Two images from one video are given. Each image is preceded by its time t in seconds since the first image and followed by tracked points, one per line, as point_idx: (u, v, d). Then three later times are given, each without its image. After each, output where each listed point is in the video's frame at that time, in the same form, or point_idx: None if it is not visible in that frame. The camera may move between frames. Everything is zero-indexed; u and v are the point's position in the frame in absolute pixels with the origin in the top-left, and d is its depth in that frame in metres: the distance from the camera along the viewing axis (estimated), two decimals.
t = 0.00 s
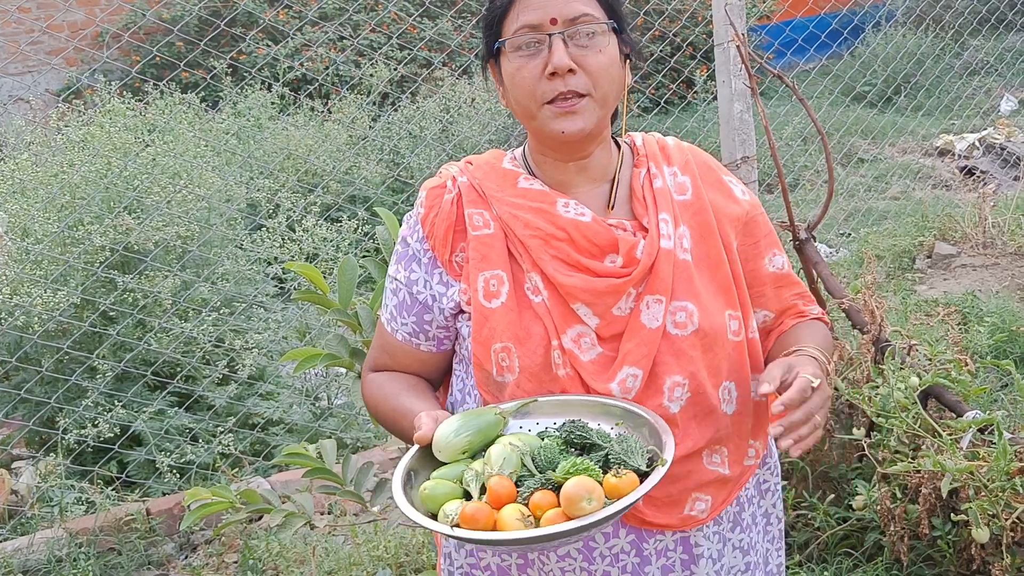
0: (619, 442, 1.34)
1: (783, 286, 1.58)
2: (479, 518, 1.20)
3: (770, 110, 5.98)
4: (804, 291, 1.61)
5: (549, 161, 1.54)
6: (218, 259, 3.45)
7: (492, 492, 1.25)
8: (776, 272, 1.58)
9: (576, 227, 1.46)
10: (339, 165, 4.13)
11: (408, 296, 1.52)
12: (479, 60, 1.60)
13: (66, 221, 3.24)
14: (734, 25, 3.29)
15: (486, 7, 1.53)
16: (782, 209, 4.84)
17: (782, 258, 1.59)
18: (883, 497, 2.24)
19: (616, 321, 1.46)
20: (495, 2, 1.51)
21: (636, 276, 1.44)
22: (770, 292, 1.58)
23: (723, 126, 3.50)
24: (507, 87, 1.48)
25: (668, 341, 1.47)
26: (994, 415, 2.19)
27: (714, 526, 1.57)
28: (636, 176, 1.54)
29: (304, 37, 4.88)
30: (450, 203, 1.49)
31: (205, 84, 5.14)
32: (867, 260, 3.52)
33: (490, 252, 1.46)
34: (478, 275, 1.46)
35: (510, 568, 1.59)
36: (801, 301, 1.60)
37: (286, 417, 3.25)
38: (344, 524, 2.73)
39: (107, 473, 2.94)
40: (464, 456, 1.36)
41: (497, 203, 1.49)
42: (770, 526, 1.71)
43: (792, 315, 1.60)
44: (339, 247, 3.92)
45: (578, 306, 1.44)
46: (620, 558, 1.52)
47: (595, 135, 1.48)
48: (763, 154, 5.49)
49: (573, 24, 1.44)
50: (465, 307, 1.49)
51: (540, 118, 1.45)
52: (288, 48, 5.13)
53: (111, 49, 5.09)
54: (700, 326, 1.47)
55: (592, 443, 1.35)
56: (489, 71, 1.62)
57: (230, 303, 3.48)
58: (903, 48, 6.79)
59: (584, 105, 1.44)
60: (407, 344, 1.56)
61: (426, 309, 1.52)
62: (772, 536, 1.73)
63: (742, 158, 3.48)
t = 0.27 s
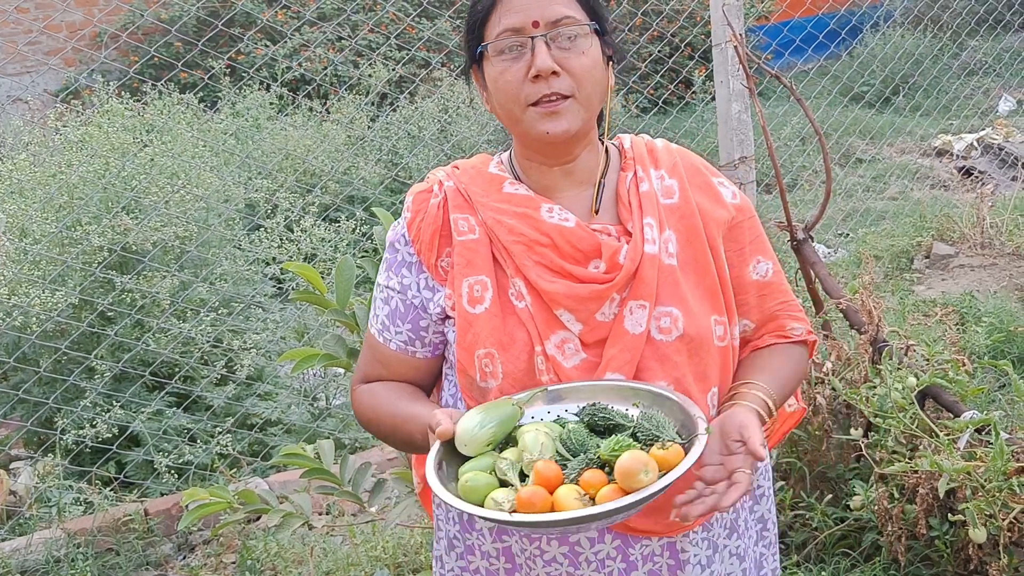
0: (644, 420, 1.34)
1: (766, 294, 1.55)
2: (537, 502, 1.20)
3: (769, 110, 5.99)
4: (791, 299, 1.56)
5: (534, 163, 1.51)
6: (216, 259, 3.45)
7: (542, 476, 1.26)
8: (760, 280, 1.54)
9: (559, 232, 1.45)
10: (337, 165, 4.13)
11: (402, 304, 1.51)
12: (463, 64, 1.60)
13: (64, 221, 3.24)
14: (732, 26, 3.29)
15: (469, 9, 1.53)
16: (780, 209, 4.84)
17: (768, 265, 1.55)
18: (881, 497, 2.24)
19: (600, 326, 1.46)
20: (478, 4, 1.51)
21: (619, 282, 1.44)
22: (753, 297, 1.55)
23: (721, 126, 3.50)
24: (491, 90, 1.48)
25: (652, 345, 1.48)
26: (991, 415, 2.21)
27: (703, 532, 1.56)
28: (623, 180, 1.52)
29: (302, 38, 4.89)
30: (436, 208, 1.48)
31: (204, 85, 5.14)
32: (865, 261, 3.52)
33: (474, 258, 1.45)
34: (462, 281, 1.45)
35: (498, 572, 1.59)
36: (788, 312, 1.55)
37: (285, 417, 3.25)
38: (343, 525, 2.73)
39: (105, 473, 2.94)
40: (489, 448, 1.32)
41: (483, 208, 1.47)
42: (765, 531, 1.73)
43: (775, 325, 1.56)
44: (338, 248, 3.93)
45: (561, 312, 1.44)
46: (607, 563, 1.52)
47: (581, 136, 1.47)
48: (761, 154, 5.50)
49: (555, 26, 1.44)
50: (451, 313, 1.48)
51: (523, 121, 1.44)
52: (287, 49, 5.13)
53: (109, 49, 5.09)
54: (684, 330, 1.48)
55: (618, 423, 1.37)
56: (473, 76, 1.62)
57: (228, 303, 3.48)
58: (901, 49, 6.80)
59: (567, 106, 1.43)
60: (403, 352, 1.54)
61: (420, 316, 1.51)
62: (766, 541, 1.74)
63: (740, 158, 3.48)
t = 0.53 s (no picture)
0: (653, 415, 1.41)
1: (758, 297, 1.60)
2: (592, 491, 1.26)
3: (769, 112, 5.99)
4: (782, 305, 1.62)
5: (527, 168, 1.54)
6: (217, 260, 3.45)
7: (583, 469, 1.31)
8: (755, 283, 1.59)
9: (551, 237, 1.47)
10: (338, 166, 4.13)
11: (397, 310, 1.51)
12: (455, 65, 1.61)
13: (66, 222, 3.24)
14: (733, 27, 3.30)
15: (462, 10, 1.54)
16: (780, 210, 4.85)
17: (762, 268, 1.59)
18: (882, 498, 2.25)
19: (592, 332, 1.48)
20: (472, 5, 1.52)
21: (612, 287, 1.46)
22: (747, 301, 1.60)
23: (721, 127, 3.51)
24: (484, 92, 1.49)
25: (645, 350, 1.51)
26: (992, 416, 2.22)
27: (695, 537, 1.57)
28: (616, 183, 1.55)
29: (303, 39, 4.89)
30: (429, 212, 1.49)
31: (204, 86, 5.14)
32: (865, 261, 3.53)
33: (466, 263, 1.47)
34: (455, 286, 1.46)
35: None
36: (777, 315, 1.61)
37: (286, 418, 3.25)
38: (344, 525, 2.73)
39: (106, 474, 2.95)
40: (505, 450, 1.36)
41: (475, 213, 1.49)
42: (757, 533, 1.73)
43: (763, 328, 1.62)
44: (339, 248, 3.93)
45: (553, 317, 1.46)
46: (598, 568, 1.54)
47: (574, 140, 1.49)
48: (762, 155, 5.50)
49: (549, 29, 1.46)
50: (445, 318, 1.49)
51: (516, 123, 1.45)
52: (287, 50, 5.13)
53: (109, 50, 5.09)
54: (677, 335, 1.50)
55: (623, 422, 1.43)
56: (465, 78, 1.64)
57: (229, 304, 3.48)
58: (901, 50, 6.80)
59: (562, 109, 1.44)
60: (398, 358, 1.55)
61: (415, 321, 1.52)
62: (760, 543, 1.74)
63: (740, 159, 3.49)
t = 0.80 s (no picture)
0: (638, 421, 1.44)
1: (755, 294, 1.65)
2: (609, 505, 1.27)
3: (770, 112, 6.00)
4: (775, 303, 1.66)
5: (519, 171, 1.56)
6: (220, 260, 3.46)
7: (592, 482, 1.32)
8: (752, 280, 1.64)
9: (546, 240, 1.48)
10: (340, 167, 4.14)
11: (388, 315, 1.53)
12: (444, 69, 1.63)
13: (69, 222, 3.24)
14: (735, 27, 3.30)
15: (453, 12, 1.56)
16: (781, 211, 4.85)
17: (757, 267, 1.64)
18: (886, 497, 2.25)
19: (587, 336, 1.50)
20: (464, 7, 1.54)
21: (608, 290, 1.47)
22: (743, 298, 1.64)
23: (723, 128, 3.51)
24: (476, 95, 1.51)
25: (640, 354, 1.53)
26: (995, 415, 2.22)
27: (693, 536, 1.59)
28: (610, 187, 1.57)
29: (305, 39, 4.89)
30: (421, 218, 1.51)
31: (206, 86, 5.14)
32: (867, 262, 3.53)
33: (461, 268, 1.48)
34: (450, 291, 1.47)
35: None
36: (772, 313, 1.65)
37: (289, 418, 3.25)
38: (347, 525, 2.74)
39: (109, 474, 2.95)
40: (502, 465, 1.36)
41: (468, 218, 1.50)
42: (752, 532, 1.75)
43: (759, 324, 1.67)
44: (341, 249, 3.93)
45: (549, 321, 1.47)
46: (597, 570, 1.54)
47: (566, 143, 1.51)
48: (763, 156, 5.51)
49: (541, 33, 1.48)
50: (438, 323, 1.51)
51: (509, 126, 1.47)
52: (289, 50, 5.14)
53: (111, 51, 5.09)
54: (673, 338, 1.52)
55: (607, 428, 1.45)
56: (454, 80, 1.65)
57: (232, 304, 3.48)
58: (901, 51, 6.81)
59: (554, 112, 1.46)
60: (389, 363, 1.57)
61: (406, 326, 1.54)
62: (754, 542, 1.76)
63: (743, 160, 3.49)
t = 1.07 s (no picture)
0: (630, 433, 1.46)
1: (738, 291, 1.68)
2: (621, 515, 1.27)
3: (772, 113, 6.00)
4: (759, 299, 1.71)
5: (498, 172, 1.59)
6: (222, 260, 3.46)
7: (600, 492, 1.33)
8: (733, 277, 1.67)
9: (526, 240, 1.51)
10: (342, 167, 4.14)
11: (365, 319, 1.56)
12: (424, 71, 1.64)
13: (72, 221, 3.25)
14: (736, 28, 3.31)
15: (432, 12, 1.57)
16: (783, 211, 4.86)
17: (738, 263, 1.67)
18: (888, 497, 2.25)
19: (570, 338, 1.52)
20: (443, 7, 1.55)
21: (589, 291, 1.50)
22: (726, 294, 1.68)
23: (725, 128, 3.52)
24: (455, 94, 1.52)
25: (622, 354, 1.55)
26: (997, 415, 2.22)
27: (684, 535, 1.60)
28: (589, 186, 1.60)
29: (306, 40, 4.90)
30: (400, 220, 1.53)
31: (208, 87, 5.15)
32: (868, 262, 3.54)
33: (441, 270, 1.50)
34: (431, 294, 1.50)
35: None
36: (755, 308, 1.70)
37: (291, 417, 3.25)
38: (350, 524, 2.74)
39: (112, 473, 2.96)
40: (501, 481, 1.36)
41: (447, 220, 1.53)
42: (740, 527, 1.78)
43: (744, 320, 1.71)
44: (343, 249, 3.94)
45: (530, 323, 1.50)
46: (590, 572, 1.53)
47: (546, 144, 1.53)
48: (765, 157, 5.51)
49: (523, 33, 1.49)
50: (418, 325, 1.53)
51: (489, 126, 1.49)
52: (290, 52, 5.15)
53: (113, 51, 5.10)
54: (655, 339, 1.55)
55: (599, 440, 1.46)
56: (433, 79, 1.66)
57: (234, 304, 3.49)
58: (903, 52, 6.81)
59: (534, 113, 1.48)
60: (368, 366, 1.59)
61: (382, 330, 1.56)
62: (742, 537, 1.79)
63: (744, 160, 3.49)
